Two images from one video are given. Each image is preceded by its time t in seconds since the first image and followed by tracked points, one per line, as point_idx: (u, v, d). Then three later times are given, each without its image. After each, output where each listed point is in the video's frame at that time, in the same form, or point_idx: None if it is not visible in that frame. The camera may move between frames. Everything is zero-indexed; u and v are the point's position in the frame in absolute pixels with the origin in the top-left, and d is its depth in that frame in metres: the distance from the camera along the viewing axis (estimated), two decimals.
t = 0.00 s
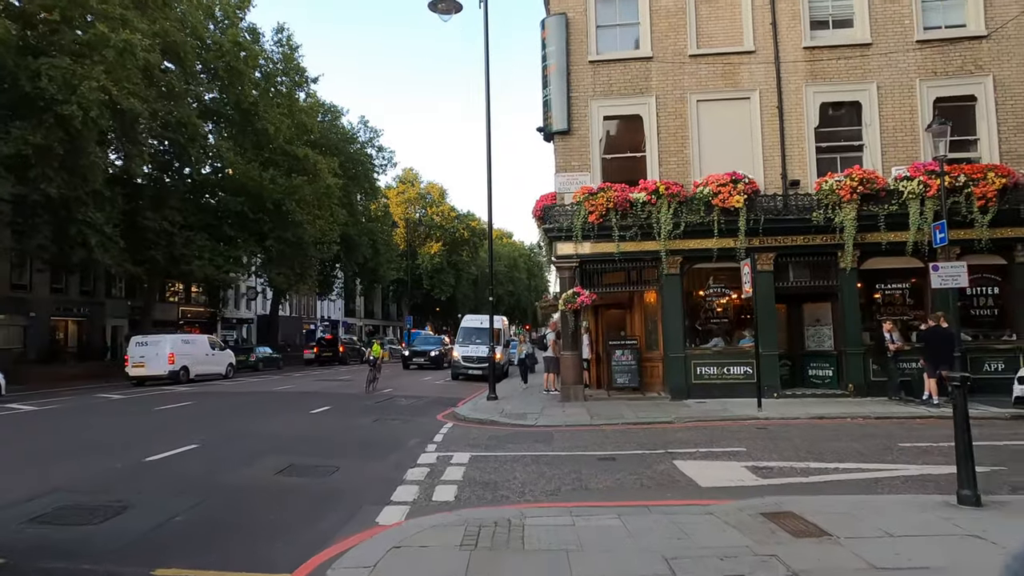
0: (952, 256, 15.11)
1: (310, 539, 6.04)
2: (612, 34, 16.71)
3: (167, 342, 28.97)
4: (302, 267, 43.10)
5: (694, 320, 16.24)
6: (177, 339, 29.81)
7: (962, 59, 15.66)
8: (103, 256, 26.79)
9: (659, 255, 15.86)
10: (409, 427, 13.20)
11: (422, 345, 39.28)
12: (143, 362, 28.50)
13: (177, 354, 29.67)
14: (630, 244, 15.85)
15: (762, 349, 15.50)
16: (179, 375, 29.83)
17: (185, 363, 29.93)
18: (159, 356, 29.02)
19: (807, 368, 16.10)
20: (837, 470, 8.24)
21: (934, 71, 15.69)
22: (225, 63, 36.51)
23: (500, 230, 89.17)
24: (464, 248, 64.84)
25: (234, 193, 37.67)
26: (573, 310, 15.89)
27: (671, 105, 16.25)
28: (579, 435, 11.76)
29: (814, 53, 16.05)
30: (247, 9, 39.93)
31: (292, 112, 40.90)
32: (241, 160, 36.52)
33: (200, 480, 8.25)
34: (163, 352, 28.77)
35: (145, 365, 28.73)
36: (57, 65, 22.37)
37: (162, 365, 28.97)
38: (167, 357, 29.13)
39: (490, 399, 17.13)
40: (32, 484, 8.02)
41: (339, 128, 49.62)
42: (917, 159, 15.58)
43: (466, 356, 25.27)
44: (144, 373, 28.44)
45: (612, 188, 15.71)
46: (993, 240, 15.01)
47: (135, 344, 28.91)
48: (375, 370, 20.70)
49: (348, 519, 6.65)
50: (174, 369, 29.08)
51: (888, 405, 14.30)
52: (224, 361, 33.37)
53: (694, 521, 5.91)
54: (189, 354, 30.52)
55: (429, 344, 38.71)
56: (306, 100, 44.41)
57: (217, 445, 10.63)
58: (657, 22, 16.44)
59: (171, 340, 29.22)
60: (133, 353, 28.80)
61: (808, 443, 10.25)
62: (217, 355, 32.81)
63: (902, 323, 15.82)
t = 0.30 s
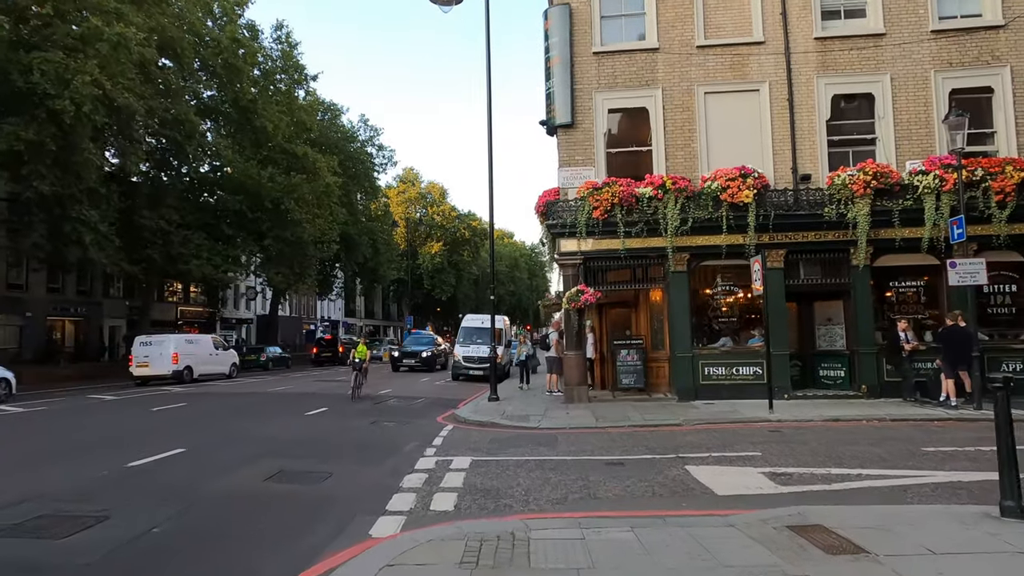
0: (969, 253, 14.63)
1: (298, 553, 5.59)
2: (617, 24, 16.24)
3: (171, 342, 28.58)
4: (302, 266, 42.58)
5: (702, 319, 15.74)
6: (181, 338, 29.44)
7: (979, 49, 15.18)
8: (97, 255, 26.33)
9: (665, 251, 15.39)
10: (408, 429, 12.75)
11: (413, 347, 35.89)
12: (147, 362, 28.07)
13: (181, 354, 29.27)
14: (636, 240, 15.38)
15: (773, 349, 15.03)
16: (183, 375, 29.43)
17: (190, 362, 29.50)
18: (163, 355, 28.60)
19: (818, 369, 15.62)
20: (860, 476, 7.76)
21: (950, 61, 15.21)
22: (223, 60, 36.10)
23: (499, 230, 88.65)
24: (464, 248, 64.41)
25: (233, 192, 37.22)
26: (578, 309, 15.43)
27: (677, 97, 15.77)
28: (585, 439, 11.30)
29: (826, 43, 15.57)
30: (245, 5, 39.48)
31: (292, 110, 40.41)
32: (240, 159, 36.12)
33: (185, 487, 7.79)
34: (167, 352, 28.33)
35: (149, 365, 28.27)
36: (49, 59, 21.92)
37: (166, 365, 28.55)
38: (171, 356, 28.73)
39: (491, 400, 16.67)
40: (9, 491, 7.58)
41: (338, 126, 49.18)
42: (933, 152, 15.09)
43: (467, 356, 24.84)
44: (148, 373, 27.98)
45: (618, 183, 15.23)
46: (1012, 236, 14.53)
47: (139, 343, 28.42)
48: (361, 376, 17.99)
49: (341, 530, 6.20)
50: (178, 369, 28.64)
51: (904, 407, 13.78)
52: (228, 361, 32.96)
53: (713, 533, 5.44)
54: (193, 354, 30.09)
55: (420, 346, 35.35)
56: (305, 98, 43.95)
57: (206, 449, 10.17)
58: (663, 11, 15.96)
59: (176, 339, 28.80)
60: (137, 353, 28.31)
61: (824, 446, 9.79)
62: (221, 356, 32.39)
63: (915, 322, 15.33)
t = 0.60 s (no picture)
0: (985, 251, 14.15)
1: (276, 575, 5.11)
2: (619, 16, 15.77)
3: (173, 343, 28.09)
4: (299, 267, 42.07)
5: (708, 320, 15.25)
6: (182, 339, 28.95)
7: (993, 42, 14.72)
8: (89, 255, 25.86)
9: (670, 250, 14.90)
10: (404, 434, 12.26)
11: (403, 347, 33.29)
12: (148, 364, 27.61)
13: (182, 356, 28.77)
14: (639, 238, 14.91)
15: (781, 351, 14.54)
16: (184, 376, 28.90)
17: (191, 364, 28.99)
18: (164, 357, 28.11)
19: (827, 371, 15.12)
20: (883, 487, 7.25)
21: (963, 54, 14.74)
22: (219, 58, 35.61)
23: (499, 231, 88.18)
24: (464, 249, 63.96)
25: (229, 192, 36.70)
26: (580, 310, 14.95)
27: (682, 91, 15.30)
28: (589, 445, 10.81)
29: (835, 36, 15.10)
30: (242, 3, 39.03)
31: (290, 109, 39.89)
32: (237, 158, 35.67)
33: (161, 499, 7.32)
34: (168, 353, 27.84)
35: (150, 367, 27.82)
36: (39, 55, 21.47)
37: (167, 367, 28.08)
38: (172, 358, 28.24)
39: (491, 403, 16.18)
40: None
41: (337, 126, 48.73)
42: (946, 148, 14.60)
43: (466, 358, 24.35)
44: (149, 375, 27.56)
45: (621, 179, 14.74)
46: None
47: (140, 344, 27.96)
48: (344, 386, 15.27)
49: (325, 548, 5.72)
50: (180, 371, 28.13)
51: (918, 410, 13.30)
52: (229, 363, 32.42)
53: (730, 554, 4.95)
54: (194, 356, 29.59)
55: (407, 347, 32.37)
56: (303, 97, 43.50)
57: (188, 456, 9.68)
58: (667, 3, 15.49)
59: (176, 341, 28.30)
60: (138, 354, 27.84)
61: (841, 453, 9.31)
62: (222, 357, 31.87)
63: (927, 323, 14.84)
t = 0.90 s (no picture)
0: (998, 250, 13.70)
1: None
2: (620, 8, 15.30)
3: (172, 344, 27.54)
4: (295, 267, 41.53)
5: (711, 321, 14.81)
6: (182, 340, 28.42)
7: (1006, 34, 14.27)
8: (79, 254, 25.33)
9: (672, 248, 14.43)
10: (395, 439, 11.79)
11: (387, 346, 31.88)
12: (148, 365, 27.14)
13: (182, 357, 28.25)
14: (641, 236, 14.43)
15: (787, 353, 14.08)
16: (184, 377, 28.41)
17: (191, 365, 28.47)
18: (164, 357, 27.62)
19: (834, 374, 14.66)
20: (903, 500, 6.78)
21: (976, 47, 14.29)
22: (214, 55, 35.11)
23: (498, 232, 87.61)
24: (462, 249, 63.42)
25: (223, 190, 36.13)
26: (579, 310, 14.48)
27: (685, 85, 14.82)
28: (589, 451, 10.35)
29: (842, 28, 14.65)
30: None
31: (286, 107, 39.32)
32: (232, 157, 35.12)
33: (133, 513, 6.83)
34: (168, 354, 27.33)
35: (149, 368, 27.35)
36: (25, 49, 20.94)
37: (167, 367, 27.60)
38: (172, 359, 27.75)
39: (487, 406, 15.70)
40: None
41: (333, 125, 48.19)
42: (958, 144, 14.15)
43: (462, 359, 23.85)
44: (148, 376, 27.15)
45: (623, 176, 14.26)
46: None
47: (140, 345, 27.46)
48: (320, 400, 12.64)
49: (301, 569, 5.25)
50: (179, 372, 27.62)
51: (928, 415, 12.85)
52: (229, 363, 31.88)
53: None
54: (193, 357, 29.06)
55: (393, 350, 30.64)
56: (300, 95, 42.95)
57: (168, 464, 9.21)
58: None
59: (176, 341, 27.74)
60: (137, 355, 27.36)
61: (854, 461, 8.85)
62: (222, 358, 31.36)
63: (937, 325, 14.39)
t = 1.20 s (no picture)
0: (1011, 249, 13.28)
1: None
2: None
3: (172, 344, 27.02)
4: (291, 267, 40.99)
5: (715, 322, 14.36)
6: (181, 341, 27.95)
7: (1019, 27, 13.86)
8: (70, 252, 24.84)
9: (675, 247, 13.97)
10: (389, 444, 11.32)
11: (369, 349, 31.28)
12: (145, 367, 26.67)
13: (181, 358, 27.79)
14: (643, 233, 13.97)
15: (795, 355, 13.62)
16: (183, 378, 27.98)
17: (190, 366, 28.02)
18: (163, 359, 27.18)
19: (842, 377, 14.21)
20: (929, 513, 6.33)
21: (988, 40, 13.88)
22: (208, 52, 34.66)
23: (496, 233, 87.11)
24: (461, 250, 62.93)
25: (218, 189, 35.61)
26: (580, 310, 13.99)
27: (688, 78, 14.38)
28: (590, 457, 9.89)
29: (851, 20, 14.20)
30: None
31: (281, 105, 38.84)
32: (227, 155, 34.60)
33: (103, 526, 6.36)
34: (166, 355, 26.86)
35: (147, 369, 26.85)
36: (12, 42, 20.45)
37: (166, 369, 27.15)
38: (171, 360, 27.32)
39: (484, 409, 15.23)
40: None
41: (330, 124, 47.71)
42: (970, 139, 13.73)
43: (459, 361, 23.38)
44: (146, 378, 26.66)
45: (625, 172, 13.81)
46: None
47: (139, 346, 27.00)
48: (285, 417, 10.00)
49: None
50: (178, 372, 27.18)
51: (941, 419, 12.40)
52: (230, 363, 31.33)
53: None
54: (192, 358, 28.57)
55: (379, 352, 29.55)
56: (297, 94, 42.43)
57: (147, 471, 8.72)
58: None
59: (175, 342, 27.26)
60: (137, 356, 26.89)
61: (870, 468, 8.40)
62: (222, 359, 30.85)
63: (948, 326, 13.95)
